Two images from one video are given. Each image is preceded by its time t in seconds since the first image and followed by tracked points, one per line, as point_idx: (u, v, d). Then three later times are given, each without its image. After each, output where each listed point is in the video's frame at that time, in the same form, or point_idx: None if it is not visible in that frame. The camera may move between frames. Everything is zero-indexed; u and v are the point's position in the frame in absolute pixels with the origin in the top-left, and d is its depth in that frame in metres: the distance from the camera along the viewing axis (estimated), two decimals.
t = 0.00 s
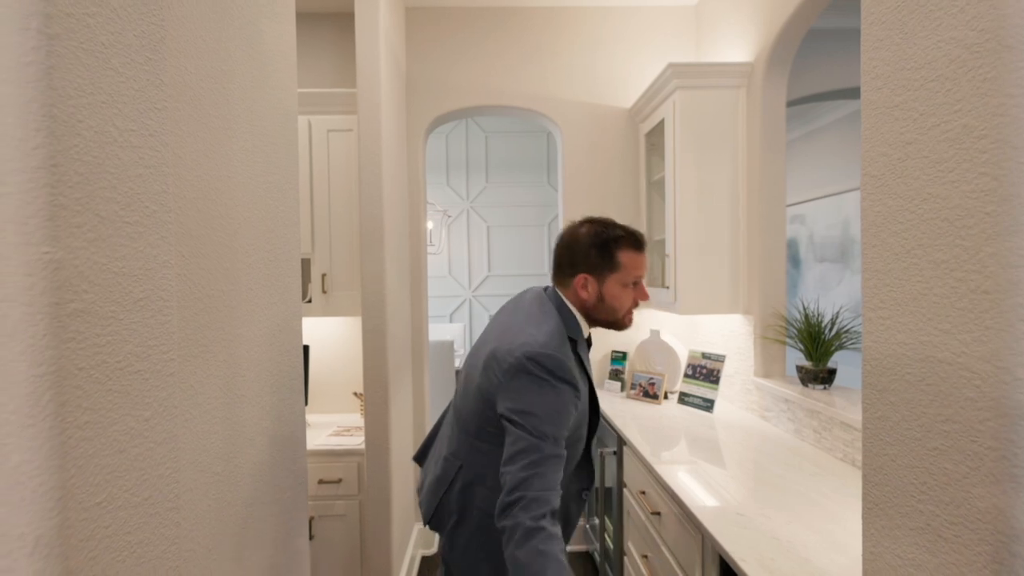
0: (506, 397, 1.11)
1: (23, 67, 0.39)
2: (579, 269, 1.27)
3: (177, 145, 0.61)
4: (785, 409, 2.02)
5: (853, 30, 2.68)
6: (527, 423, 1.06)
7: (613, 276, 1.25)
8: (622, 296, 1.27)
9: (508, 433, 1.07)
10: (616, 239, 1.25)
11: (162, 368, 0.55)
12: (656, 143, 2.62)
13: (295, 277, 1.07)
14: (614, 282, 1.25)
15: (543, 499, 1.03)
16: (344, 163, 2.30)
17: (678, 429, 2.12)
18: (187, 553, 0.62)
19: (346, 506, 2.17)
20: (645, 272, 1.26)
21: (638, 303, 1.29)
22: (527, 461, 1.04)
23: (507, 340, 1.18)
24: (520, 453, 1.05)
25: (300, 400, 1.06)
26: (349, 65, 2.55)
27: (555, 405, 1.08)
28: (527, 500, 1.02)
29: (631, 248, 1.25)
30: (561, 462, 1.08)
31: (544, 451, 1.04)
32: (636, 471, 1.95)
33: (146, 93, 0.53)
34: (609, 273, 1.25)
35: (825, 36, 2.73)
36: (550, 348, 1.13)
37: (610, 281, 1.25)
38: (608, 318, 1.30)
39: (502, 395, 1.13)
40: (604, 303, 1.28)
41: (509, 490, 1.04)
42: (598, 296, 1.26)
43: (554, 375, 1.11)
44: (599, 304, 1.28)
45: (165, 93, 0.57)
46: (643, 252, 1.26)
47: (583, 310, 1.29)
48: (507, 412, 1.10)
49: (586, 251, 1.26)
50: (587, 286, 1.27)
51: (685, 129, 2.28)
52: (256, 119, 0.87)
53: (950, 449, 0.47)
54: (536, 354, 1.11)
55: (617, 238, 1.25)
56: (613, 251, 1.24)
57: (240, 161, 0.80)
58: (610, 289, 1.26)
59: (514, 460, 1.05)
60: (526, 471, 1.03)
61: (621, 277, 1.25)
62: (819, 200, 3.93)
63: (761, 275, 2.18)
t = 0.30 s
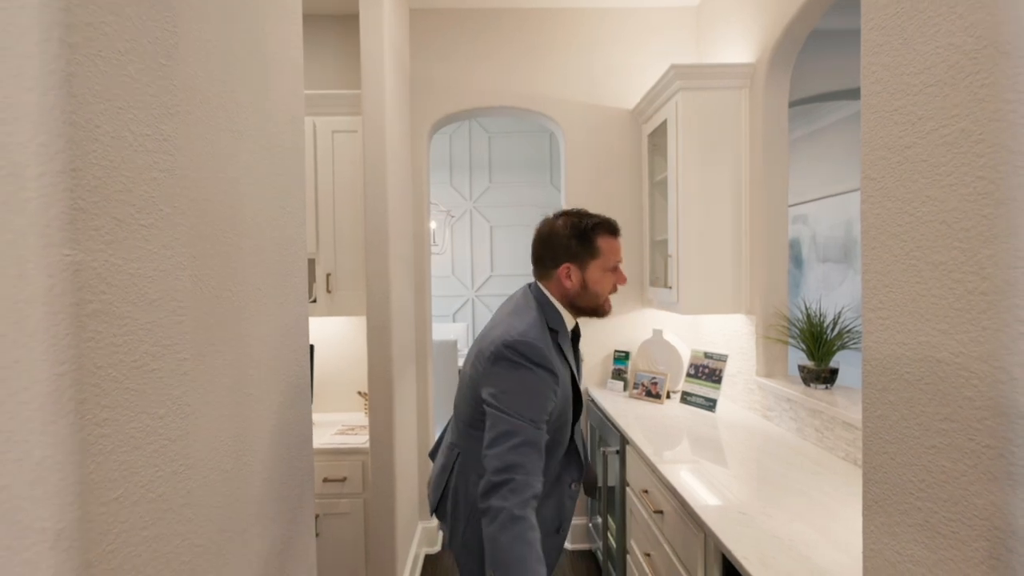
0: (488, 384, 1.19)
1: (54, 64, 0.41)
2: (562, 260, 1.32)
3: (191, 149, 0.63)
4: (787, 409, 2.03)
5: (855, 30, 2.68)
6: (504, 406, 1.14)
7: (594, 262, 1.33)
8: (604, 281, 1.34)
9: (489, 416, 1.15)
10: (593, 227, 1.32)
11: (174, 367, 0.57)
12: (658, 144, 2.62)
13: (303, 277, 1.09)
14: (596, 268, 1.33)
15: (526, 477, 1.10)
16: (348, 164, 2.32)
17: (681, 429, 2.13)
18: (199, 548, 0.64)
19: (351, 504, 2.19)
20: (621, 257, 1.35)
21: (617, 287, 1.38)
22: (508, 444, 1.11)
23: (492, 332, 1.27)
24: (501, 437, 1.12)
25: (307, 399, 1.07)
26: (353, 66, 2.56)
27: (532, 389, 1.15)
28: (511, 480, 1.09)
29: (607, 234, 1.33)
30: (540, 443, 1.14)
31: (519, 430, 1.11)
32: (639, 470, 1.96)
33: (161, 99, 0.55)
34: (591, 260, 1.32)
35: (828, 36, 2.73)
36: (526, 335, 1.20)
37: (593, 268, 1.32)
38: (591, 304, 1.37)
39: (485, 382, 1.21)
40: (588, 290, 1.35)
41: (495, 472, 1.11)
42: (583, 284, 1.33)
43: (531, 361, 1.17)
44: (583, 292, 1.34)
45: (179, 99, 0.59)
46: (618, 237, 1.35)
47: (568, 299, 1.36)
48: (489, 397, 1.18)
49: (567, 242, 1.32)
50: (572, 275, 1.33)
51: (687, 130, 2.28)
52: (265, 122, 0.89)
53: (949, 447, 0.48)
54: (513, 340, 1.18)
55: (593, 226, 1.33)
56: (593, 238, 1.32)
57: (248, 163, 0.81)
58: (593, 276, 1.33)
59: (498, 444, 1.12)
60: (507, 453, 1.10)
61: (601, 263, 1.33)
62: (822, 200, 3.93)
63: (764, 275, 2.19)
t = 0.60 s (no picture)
0: (484, 360, 1.31)
1: (70, 84, 0.42)
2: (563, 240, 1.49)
3: (207, 153, 0.64)
4: (791, 409, 2.03)
5: (859, 31, 2.69)
6: (497, 380, 1.25)
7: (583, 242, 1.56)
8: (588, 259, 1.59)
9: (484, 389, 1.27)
10: (581, 212, 1.54)
11: (191, 367, 0.58)
12: (662, 145, 2.63)
13: (311, 279, 1.10)
14: (585, 248, 1.56)
15: (512, 442, 1.24)
16: (354, 165, 2.33)
17: (684, 429, 2.14)
18: (215, 545, 0.65)
19: (356, 503, 2.20)
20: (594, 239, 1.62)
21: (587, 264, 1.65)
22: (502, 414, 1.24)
23: (488, 313, 1.38)
24: (496, 407, 1.24)
25: (316, 399, 1.08)
26: (358, 67, 2.58)
27: (525, 361, 1.26)
28: (500, 445, 1.23)
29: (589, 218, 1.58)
30: (529, 411, 1.26)
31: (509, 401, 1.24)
32: (643, 470, 1.97)
33: (178, 105, 0.56)
34: (583, 241, 1.54)
35: (832, 36, 2.73)
36: (520, 312, 1.31)
37: (585, 247, 1.55)
38: (577, 280, 1.58)
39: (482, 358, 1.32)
40: (579, 267, 1.56)
41: (486, 438, 1.24)
42: (579, 262, 1.54)
43: (524, 337, 1.28)
44: (576, 269, 1.55)
45: (195, 105, 0.60)
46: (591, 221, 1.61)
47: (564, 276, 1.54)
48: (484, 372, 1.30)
49: (564, 224, 1.50)
50: (570, 254, 1.53)
51: (692, 130, 2.28)
52: (275, 126, 0.90)
53: (951, 446, 0.48)
54: (507, 318, 1.30)
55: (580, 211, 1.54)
56: (583, 222, 1.54)
57: (260, 166, 0.83)
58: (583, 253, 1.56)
59: (491, 413, 1.25)
60: (500, 421, 1.23)
61: (587, 243, 1.57)
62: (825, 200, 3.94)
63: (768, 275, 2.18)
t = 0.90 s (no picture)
0: (499, 349, 1.44)
1: (96, 91, 0.43)
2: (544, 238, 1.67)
3: (223, 158, 0.65)
4: (795, 410, 2.04)
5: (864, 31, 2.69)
6: (516, 363, 1.40)
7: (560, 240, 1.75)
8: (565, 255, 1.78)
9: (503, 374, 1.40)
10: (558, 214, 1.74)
11: (208, 368, 0.59)
12: (667, 146, 2.63)
13: (320, 280, 1.11)
14: (563, 245, 1.76)
15: (535, 417, 1.37)
16: (360, 166, 2.35)
17: (688, 429, 2.15)
18: (229, 542, 0.66)
19: (361, 502, 2.21)
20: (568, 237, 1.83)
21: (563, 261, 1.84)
22: (523, 393, 1.38)
23: (492, 309, 1.52)
24: (518, 388, 1.38)
25: (325, 399, 1.09)
26: (364, 69, 2.59)
27: (536, 345, 1.42)
28: (524, 422, 1.36)
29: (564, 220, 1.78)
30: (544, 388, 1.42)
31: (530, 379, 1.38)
32: (647, 470, 1.98)
33: (196, 110, 0.57)
34: (561, 239, 1.74)
35: (837, 36, 2.73)
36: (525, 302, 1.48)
37: (563, 245, 1.74)
38: (557, 274, 1.77)
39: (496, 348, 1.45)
40: (558, 263, 1.75)
41: (511, 417, 1.36)
42: (559, 258, 1.74)
43: (532, 324, 1.45)
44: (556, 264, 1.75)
45: (211, 110, 0.61)
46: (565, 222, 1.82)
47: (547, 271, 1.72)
48: (500, 359, 1.43)
49: (543, 225, 1.69)
50: (551, 251, 1.72)
51: (697, 131, 2.28)
52: (285, 130, 0.91)
53: (954, 447, 0.49)
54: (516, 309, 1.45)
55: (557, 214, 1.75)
56: (560, 222, 1.74)
57: (271, 170, 0.84)
58: (560, 250, 1.75)
59: (512, 394, 1.38)
60: (522, 399, 1.37)
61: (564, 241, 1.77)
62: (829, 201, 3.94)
63: (772, 276, 2.19)
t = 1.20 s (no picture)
0: (552, 347, 1.50)
1: (122, 99, 0.44)
2: (563, 243, 1.70)
3: (238, 162, 0.66)
4: (800, 411, 2.04)
5: (869, 32, 2.68)
6: (573, 360, 1.48)
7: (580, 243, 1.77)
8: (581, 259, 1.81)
9: (560, 372, 1.47)
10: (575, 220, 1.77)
11: (225, 368, 0.60)
12: (672, 147, 2.64)
13: (329, 282, 1.12)
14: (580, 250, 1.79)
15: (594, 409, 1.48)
16: (366, 167, 2.36)
17: (693, 429, 2.15)
18: (245, 540, 0.67)
19: (368, 501, 2.23)
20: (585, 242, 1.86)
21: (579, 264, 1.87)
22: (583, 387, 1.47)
23: (532, 308, 1.56)
24: (577, 383, 1.47)
25: (334, 399, 1.11)
26: (370, 70, 2.61)
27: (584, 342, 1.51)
28: (588, 415, 1.46)
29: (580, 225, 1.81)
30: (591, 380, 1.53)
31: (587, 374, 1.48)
32: (653, 471, 1.99)
33: (214, 116, 0.59)
34: (579, 244, 1.77)
35: (843, 37, 2.73)
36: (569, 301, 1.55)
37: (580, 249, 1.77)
38: (574, 277, 1.80)
39: (547, 347, 1.50)
40: (576, 267, 1.78)
41: (575, 411, 1.45)
42: (577, 261, 1.76)
43: (577, 321, 1.52)
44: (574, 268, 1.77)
45: (229, 116, 0.63)
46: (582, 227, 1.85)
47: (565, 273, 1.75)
48: (554, 357, 1.49)
49: (563, 230, 1.71)
50: (570, 255, 1.74)
51: (702, 132, 2.29)
52: (296, 133, 0.93)
53: (962, 448, 0.50)
54: (563, 308, 1.52)
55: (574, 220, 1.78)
56: (578, 227, 1.77)
57: (283, 173, 0.85)
58: (579, 253, 1.77)
59: (573, 389, 1.46)
60: (581, 393, 1.47)
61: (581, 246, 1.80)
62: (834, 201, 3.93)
63: (778, 276, 2.19)
